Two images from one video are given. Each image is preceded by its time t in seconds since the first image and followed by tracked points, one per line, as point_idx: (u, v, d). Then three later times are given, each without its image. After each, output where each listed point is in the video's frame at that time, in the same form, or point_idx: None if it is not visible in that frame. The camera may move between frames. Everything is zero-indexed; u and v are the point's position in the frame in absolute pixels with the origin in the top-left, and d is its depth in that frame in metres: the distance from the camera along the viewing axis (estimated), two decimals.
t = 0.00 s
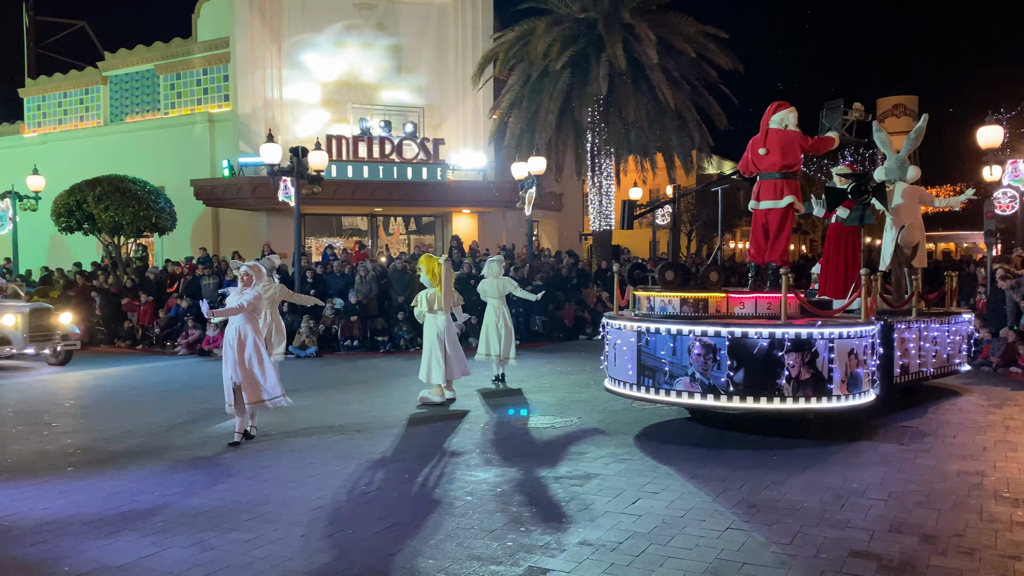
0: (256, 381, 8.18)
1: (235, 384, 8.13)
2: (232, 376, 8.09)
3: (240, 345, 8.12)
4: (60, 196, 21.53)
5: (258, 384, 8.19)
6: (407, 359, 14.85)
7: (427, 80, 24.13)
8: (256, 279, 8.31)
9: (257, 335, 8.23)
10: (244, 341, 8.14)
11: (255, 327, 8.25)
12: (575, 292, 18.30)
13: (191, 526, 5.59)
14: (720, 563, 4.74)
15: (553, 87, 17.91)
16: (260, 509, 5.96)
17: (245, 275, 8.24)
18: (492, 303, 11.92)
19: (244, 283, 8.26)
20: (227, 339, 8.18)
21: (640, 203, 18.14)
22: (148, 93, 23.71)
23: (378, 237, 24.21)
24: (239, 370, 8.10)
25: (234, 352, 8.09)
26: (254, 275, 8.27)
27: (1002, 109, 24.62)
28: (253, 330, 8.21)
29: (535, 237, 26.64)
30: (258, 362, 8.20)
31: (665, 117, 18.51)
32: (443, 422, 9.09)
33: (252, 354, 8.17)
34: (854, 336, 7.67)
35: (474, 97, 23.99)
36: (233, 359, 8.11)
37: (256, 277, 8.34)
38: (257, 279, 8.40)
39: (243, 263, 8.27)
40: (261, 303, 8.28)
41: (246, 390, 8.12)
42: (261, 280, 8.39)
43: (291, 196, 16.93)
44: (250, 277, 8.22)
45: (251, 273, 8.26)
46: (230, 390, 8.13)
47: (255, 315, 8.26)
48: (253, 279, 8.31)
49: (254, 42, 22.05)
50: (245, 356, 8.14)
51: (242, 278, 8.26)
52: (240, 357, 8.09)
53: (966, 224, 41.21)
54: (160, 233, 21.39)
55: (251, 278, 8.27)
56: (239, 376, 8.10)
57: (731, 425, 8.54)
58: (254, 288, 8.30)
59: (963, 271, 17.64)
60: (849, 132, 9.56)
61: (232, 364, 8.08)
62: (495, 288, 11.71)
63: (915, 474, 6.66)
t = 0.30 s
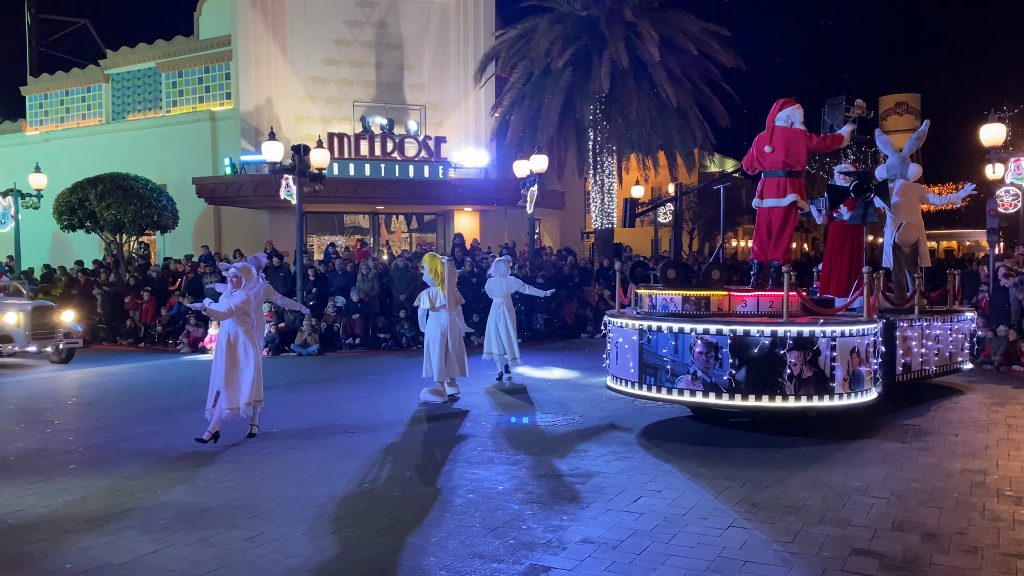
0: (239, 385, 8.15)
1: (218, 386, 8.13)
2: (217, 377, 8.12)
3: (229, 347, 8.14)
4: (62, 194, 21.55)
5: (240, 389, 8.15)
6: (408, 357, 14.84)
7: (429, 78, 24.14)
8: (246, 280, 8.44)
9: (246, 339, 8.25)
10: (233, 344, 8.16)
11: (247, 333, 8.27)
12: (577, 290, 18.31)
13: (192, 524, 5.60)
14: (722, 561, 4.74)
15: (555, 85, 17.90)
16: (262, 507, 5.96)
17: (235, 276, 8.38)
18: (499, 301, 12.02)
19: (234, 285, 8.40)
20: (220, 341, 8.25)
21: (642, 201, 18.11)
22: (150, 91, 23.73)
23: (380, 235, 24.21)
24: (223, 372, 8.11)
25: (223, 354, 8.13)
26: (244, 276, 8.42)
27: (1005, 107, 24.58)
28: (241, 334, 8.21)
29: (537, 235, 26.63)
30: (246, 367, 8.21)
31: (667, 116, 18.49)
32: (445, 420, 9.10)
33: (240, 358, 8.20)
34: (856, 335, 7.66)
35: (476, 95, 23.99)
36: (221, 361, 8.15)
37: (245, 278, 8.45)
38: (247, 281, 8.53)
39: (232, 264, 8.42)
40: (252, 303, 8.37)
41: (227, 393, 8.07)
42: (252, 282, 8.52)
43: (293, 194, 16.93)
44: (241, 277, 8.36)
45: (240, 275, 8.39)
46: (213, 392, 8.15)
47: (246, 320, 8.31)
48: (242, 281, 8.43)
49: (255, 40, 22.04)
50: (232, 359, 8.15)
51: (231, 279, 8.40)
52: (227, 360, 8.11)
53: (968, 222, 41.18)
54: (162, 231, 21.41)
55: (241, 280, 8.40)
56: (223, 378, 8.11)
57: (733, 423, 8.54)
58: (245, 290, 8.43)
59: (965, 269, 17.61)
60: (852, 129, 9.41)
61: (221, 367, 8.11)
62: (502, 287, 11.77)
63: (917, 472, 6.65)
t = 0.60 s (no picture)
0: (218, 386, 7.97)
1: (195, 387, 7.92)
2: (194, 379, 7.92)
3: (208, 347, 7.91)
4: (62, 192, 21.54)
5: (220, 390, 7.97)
6: (409, 355, 14.84)
7: (429, 76, 24.12)
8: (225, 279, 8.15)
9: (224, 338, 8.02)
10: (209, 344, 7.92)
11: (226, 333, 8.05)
12: (578, 288, 18.31)
13: (193, 522, 5.60)
14: (722, 560, 4.74)
15: (556, 83, 17.90)
16: (262, 505, 5.96)
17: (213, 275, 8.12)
18: (508, 300, 12.18)
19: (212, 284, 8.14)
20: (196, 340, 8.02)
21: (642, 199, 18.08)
22: (150, 89, 23.73)
23: (380, 234, 24.20)
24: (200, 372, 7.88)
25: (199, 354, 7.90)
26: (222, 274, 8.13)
27: (1005, 106, 24.57)
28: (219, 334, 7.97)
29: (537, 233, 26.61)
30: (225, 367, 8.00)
31: (667, 114, 18.48)
32: (445, 418, 9.10)
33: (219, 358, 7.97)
34: (857, 333, 7.66)
35: (477, 93, 24.01)
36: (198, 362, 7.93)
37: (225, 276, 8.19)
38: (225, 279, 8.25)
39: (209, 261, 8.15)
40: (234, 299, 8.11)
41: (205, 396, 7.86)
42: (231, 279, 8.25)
43: (293, 192, 16.94)
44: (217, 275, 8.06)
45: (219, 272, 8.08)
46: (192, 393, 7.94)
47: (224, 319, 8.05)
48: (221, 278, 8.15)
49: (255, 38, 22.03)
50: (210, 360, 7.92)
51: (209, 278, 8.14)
52: (204, 361, 7.88)
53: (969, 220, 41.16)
54: (163, 229, 21.41)
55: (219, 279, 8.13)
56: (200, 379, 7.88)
57: (733, 422, 8.55)
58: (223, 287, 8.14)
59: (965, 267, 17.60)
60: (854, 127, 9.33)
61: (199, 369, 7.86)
62: (509, 285, 11.94)
63: (917, 471, 6.65)
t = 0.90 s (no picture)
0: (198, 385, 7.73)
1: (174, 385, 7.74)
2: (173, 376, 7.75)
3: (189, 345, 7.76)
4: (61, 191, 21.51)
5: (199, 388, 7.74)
6: (408, 354, 14.83)
7: (428, 74, 24.09)
8: (206, 278, 8.08)
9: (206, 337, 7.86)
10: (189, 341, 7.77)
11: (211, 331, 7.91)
12: (577, 287, 18.32)
13: (193, 520, 5.60)
14: (721, 558, 4.74)
15: (555, 81, 17.89)
16: (262, 504, 5.96)
17: (194, 274, 8.04)
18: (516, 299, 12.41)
19: (194, 284, 8.05)
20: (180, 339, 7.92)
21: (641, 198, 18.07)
22: (149, 88, 23.71)
23: (379, 232, 24.19)
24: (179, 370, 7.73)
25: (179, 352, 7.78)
26: (202, 273, 8.06)
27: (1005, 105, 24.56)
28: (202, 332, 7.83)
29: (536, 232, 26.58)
30: (207, 366, 7.81)
31: (666, 113, 18.47)
32: (445, 416, 9.09)
33: (200, 356, 7.77)
34: (856, 332, 7.66)
35: (476, 92, 23.98)
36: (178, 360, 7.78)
37: (205, 275, 8.11)
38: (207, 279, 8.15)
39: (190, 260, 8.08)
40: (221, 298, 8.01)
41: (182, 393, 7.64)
42: (212, 279, 8.17)
43: (292, 190, 16.92)
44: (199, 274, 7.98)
45: (200, 270, 8.04)
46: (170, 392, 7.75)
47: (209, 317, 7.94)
48: (201, 277, 8.07)
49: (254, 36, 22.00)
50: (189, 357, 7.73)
51: (191, 277, 8.05)
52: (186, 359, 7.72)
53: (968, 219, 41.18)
54: (162, 227, 21.40)
55: (201, 278, 8.05)
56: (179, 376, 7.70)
57: (732, 420, 8.55)
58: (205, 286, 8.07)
59: (964, 266, 17.60)
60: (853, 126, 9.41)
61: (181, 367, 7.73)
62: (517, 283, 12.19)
63: (916, 469, 6.65)
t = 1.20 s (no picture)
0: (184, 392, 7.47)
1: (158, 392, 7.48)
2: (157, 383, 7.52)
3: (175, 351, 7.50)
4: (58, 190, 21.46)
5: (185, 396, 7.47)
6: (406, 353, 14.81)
7: (426, 72, 24.07)
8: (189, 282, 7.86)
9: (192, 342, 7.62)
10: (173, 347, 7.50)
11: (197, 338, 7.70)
12: (575, 286, 18.30)
13: (190, 519, 5.59)
14: (719, 557, 4.74)
15: (552, 81, 17.88)
16: (260, 503, 5.95)
17: (176, 277, 7.81)
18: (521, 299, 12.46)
19: (177, 289, 7.83)
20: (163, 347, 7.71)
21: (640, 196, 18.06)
22: (147, 86, 23.67)
23: (377, 231, 24.15)
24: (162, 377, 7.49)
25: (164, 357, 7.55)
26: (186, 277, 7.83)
27: (1002, 103, 24.61)
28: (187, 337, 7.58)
29: (534, 231, 26.56)
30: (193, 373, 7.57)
31: (664, 112, 18.46)
32: (442, 415, 9.08)
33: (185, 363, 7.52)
34: (854, 330, 7.66)
35: (474, 90, 23.95)
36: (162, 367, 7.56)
37: (188, 279, 7.89)
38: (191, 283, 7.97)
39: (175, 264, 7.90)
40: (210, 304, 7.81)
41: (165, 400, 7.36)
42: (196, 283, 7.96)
43: (290, 189, 16.88)
44: (182, 278, 7.79)
45: (182, 275, 7.81)
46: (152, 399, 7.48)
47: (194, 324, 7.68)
48: (184, 282, 7.86)
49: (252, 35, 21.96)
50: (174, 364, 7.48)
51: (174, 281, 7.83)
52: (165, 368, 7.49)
53: (966, 218, 41.22)
54: (159, 226, 21.35)
55: (183, 282, 7.83)
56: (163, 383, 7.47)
57: (730, 419, 8.56)
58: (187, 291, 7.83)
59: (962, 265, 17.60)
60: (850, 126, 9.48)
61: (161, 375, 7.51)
62: (519, 282, 12.26)
63: (914, 467, 6.66)
